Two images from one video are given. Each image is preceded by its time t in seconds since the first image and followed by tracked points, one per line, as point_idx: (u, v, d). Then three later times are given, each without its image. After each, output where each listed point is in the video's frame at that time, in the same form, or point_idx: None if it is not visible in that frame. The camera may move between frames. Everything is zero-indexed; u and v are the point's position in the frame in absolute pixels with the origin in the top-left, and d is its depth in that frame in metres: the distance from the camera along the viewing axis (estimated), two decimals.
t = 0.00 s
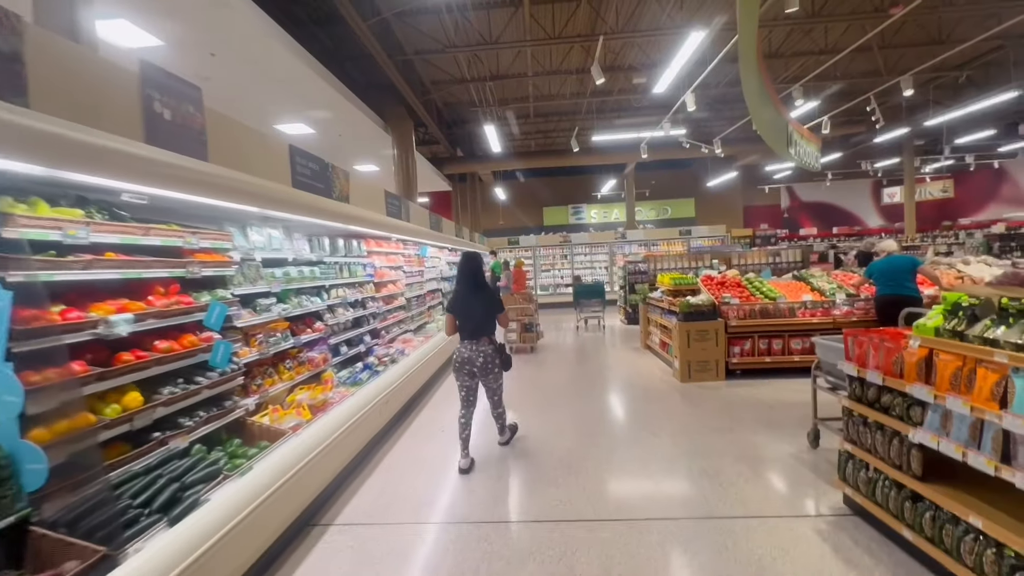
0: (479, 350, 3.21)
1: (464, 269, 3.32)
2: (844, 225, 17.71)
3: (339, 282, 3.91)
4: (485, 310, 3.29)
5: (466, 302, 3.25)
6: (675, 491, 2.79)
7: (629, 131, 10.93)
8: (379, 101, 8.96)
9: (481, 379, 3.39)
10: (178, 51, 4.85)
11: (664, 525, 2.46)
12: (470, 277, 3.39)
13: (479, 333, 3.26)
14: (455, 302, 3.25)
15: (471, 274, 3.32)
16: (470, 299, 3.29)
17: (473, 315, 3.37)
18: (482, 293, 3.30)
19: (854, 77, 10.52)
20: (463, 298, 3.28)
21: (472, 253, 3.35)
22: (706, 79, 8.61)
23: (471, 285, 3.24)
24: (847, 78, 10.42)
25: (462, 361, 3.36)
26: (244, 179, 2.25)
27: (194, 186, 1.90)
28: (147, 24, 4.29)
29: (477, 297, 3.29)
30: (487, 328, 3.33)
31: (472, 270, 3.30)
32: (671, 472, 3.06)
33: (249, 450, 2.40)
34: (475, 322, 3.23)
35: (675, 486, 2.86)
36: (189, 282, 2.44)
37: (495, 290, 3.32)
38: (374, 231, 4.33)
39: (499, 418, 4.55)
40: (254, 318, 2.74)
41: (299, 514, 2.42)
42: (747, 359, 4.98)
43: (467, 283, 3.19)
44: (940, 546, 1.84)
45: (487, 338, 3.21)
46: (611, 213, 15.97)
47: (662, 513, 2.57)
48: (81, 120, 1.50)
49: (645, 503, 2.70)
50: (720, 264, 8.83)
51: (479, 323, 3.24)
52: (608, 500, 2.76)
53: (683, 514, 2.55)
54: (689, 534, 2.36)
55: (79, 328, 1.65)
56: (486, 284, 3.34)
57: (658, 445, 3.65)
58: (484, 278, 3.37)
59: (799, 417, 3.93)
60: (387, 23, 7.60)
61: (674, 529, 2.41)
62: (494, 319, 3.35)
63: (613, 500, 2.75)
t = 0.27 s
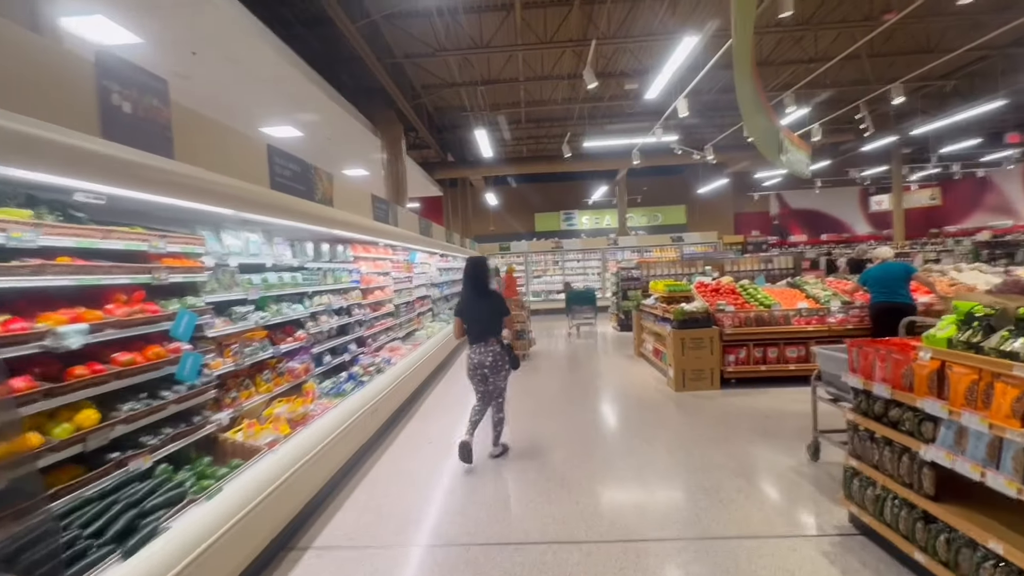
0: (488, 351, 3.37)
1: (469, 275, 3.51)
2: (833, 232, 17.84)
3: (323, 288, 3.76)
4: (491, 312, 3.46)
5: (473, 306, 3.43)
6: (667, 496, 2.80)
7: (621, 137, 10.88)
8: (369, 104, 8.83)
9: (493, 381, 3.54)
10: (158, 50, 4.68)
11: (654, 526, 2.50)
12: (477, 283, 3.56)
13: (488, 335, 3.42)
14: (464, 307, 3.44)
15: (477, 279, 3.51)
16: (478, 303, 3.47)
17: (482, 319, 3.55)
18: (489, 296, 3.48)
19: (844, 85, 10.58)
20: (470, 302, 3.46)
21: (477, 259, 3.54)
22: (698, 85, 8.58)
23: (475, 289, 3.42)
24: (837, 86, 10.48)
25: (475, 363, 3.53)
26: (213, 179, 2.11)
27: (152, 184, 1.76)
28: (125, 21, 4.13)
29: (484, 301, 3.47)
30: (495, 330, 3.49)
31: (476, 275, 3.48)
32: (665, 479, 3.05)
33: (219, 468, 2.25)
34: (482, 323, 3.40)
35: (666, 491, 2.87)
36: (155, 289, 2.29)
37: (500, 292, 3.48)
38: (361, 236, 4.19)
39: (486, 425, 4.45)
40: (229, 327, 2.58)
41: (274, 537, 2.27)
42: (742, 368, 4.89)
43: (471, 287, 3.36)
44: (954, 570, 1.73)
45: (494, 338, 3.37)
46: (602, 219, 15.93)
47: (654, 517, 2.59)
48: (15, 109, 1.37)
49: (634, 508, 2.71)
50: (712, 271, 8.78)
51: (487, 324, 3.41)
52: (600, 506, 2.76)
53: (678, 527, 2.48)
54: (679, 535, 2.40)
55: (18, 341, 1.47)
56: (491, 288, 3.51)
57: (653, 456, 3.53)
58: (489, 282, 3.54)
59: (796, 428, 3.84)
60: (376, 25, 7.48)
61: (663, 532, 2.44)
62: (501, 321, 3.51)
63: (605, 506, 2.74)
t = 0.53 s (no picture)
0: (485, 355, 3.61)
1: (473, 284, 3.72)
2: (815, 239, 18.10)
3: (304, 297, 3.61)
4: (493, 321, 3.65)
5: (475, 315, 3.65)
6: (652, 500, 2.88)
7: (609, 144, 10.89)
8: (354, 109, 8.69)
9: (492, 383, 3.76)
10: (133, 50, 4.50)
11: (635, 527, 2.58)
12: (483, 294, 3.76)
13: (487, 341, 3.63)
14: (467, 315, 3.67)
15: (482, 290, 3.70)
16: (480, 311, 3.69)
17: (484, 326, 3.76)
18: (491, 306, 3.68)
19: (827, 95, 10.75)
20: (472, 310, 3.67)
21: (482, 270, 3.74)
22: (684, 93, 8.62)
23: (477, 299, 3.63)
24: (819, 96, 10.64)
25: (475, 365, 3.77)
26: (183, 183, 1.97)
27: (111, 187, 1.61)
28: (95, 18, 3.94)
29: (487, 311, 3.68)
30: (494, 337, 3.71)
31: (479, 286, 3.68)
32: (651, 485, 3.11)
33: (187, 493, 2.09)
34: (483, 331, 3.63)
35: (651, 496, 2.93)
36: (117, 300, 2.13)
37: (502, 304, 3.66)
38: (344, 243, 4.05)
39: (471, 436, 4.36)
40: (200, 340, 2.43)
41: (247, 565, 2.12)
42: (733, 377, 4.83)
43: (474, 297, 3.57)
44: None
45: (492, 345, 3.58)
46: (590, 226, 15.93)
47: (635, 518, 2.68)
48: None
49: (621, 514, 2.74)
50: (700, 278, 8.78)
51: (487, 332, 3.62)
52: (582, 510, 2.81)
53: (671, 541, 2.42)
54: (665, 536, 2.47)
55: None
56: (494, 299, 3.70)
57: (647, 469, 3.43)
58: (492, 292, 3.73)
59: (790, 439, 3.78)
60: (361, 29, 7.35)
61: (645, 529, 2.55)
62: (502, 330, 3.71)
63: (579, 506, 2.87)
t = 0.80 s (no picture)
0: (495, 353, 3.86)
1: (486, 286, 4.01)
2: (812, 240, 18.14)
3: (299, 302, 3.54)
4: (503, 320, 3.89)
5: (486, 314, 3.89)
6: (654, 505, 2.84)
7: (606, 146, 10.87)
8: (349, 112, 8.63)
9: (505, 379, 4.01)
10: (125, 53, 4.44)
11: (638, 533, 2.55)
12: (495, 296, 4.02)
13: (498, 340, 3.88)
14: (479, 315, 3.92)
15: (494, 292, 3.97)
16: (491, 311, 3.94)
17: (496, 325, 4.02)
18: (502, 307, 3.92)
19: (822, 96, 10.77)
20: (484, 310, 3.93)
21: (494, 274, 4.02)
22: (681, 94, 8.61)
23: (488, 300, 3.90)
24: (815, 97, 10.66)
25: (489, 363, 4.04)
26: (173, 185, 1.91)
27: (96, 189, 1.55)
28: (85, 19, 3.87)
29: (498, 311, 3.92)
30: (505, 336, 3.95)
31: (490, 288, 3.98)
32: (654, 489, 3.06)
33: (179, 506, 2.02)
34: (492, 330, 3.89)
35: (653, 501, 2.89)
36: (104, 306, 2.07)
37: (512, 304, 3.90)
38: (340, 247, 3.99)
39: (470, 442, 4.30)
40: (191, 347, 2.37)
41: None
42: (734, 379, 4.79)
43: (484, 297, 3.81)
44: None
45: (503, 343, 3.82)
46: (587, 228, 15.90)
47: (636, 524, 2.65)
48: None
49: (621, 517, 2.73)
50: (698, 280, 8.75)
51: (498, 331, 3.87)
52: (585, 516, 2.77)
53: (675, 548, 2.38)
54: (667, 540, 2.45)
55: None
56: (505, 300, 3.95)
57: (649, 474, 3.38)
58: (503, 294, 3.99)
59: (792, 442, 3.74)
60: (356, 31, 7.30)
61: (649, 536, 2.50)
62: (512, 329, 3.95)
63: (583, 513, 2.80)
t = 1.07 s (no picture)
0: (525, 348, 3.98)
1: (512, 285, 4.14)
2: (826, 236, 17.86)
3: (312, 303, 3.55)
4: (531, 317, 4.01)
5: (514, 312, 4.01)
6: (671, 504, 2.82)
7: (616, 143, 10.80)
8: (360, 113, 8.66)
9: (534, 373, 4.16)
10: (139, 58, 4.48)
11: (654, 533, 2.54)
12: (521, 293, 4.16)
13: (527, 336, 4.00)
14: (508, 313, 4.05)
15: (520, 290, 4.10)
16: (518, 308, 4.07)
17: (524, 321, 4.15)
18: (529, 303, 4.04)
19: (838, 89, 10.59)
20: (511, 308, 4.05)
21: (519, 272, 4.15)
22: (692, 90, 8.51)
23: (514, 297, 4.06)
24: (830, 90, 10.48)
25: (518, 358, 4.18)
26: (186, 189, 1.91)
27: (110, 194, 1.54)
28: (101, 26, 3.92)
29: (525, 308, 4.05)
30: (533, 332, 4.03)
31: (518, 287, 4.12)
32: (668, 488, 3.04)
33: (196, 508, 2.02)
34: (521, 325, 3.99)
35: (670, 501, 2.87)
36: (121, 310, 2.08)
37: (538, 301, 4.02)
38: (352, 248, 3.99)
39: (483, 442, 4.29)
40: (207, 349, 2.38)
41: None
42: (751, 378, 4.72)
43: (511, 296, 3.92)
44: None
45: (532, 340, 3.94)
46: (597, 226, 15.81)
47: (653, 523, 2.63)
48: None
49: (637, 517, 2.72)
50: (711, 277, 8.65)
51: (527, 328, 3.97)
52: (600, 517, 2.75)
53: (694, 550, 2.34)
54: (684, 540, 2.44)
55: None
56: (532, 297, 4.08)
57: (665, 475, 3.34)
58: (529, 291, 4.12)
59: (812, 442, 3.67)
60: (366, 31, 7.31)
61: (665, 536, 2.49)
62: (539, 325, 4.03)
63: (598, 515, 2.78)
